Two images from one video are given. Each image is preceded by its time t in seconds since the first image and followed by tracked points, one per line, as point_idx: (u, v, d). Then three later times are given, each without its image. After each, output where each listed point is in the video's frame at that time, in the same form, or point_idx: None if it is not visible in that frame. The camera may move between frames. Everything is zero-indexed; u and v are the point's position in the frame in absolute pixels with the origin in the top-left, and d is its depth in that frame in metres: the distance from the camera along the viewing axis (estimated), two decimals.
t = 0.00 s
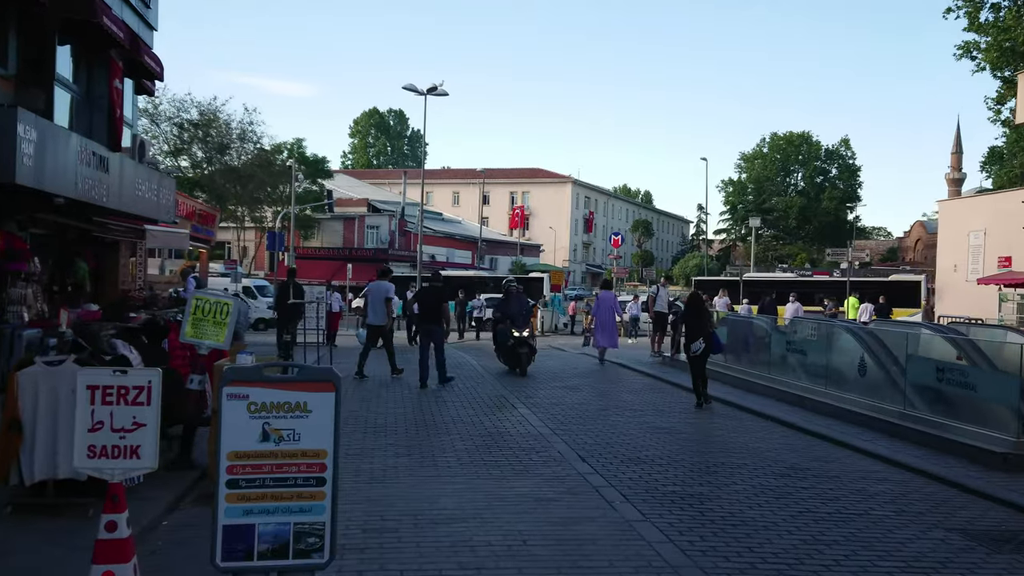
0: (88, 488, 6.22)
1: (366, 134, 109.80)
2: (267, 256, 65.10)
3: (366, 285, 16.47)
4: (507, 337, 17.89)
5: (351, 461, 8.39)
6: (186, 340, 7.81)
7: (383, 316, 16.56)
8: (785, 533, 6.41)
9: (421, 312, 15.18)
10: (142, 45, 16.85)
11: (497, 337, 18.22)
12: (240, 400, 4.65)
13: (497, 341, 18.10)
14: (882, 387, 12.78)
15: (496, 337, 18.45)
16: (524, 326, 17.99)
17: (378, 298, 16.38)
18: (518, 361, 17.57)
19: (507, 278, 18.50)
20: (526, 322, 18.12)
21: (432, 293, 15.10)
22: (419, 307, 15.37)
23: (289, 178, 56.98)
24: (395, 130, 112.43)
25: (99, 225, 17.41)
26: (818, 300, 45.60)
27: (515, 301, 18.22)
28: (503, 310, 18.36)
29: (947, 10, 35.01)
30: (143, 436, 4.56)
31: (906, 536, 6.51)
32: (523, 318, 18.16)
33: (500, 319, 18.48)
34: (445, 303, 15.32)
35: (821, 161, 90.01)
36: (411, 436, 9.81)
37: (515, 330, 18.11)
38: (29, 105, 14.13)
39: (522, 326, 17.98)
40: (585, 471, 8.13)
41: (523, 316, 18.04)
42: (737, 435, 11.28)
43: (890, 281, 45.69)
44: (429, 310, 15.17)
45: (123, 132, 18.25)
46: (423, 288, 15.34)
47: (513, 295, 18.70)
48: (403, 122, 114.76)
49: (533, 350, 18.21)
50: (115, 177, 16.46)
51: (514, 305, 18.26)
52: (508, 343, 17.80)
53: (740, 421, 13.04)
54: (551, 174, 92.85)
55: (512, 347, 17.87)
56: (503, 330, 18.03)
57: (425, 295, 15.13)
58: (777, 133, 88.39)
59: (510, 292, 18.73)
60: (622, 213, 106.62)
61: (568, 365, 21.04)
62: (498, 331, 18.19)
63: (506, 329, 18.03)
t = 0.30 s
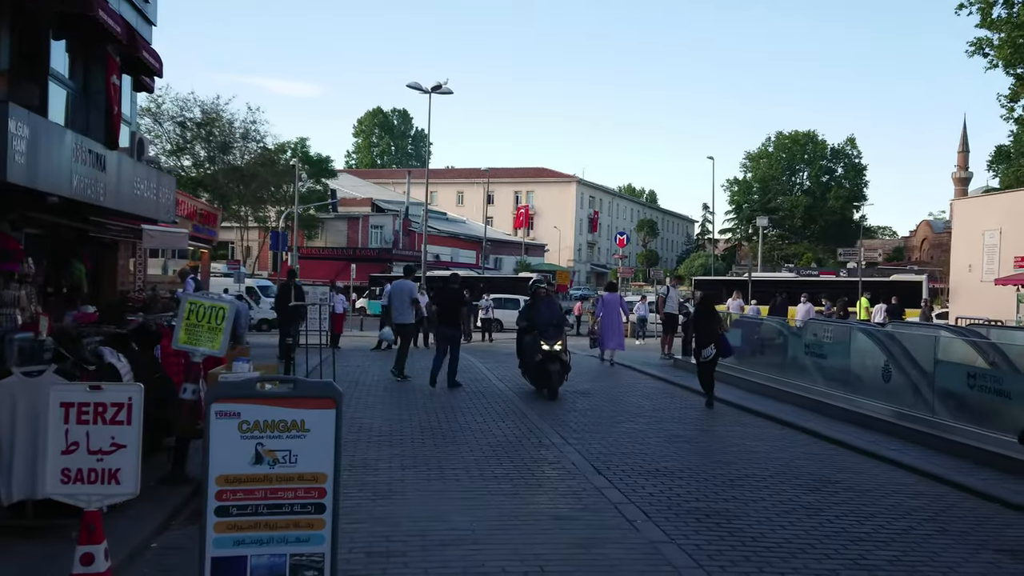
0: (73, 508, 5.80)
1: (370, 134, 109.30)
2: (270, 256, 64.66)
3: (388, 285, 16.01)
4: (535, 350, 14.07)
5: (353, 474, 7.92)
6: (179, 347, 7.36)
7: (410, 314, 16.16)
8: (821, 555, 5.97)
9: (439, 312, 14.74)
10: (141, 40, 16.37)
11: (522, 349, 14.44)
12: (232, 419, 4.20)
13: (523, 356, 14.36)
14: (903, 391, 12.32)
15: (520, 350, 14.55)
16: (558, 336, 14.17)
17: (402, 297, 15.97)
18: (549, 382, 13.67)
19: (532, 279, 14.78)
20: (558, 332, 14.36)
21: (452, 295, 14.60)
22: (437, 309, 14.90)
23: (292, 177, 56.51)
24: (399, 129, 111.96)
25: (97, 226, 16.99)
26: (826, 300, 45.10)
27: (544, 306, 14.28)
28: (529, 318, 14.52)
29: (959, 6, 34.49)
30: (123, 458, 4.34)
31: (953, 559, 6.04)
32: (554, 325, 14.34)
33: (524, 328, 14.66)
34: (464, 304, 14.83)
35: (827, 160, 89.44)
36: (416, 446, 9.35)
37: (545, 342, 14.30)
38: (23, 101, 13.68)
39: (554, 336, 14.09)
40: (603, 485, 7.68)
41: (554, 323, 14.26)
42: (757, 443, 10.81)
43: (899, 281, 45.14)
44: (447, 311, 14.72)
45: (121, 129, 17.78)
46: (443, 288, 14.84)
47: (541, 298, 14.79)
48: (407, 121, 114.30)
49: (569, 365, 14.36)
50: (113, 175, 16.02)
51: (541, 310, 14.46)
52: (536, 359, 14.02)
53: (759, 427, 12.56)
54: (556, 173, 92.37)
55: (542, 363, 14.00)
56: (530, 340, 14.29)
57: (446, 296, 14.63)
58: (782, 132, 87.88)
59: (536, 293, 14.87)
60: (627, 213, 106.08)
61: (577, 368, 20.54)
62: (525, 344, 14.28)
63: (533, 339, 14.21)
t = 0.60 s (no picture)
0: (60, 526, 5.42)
1: (375, 132, 109.09)
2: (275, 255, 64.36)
3: (414, 284, 15.64)
4: (579, 368, 10.68)
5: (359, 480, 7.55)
6: (179, 347, 6.95)
7: (437, 314, 15.78)
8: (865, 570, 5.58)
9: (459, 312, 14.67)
10: (143, 32, 15.93)
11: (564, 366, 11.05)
12: (234, 428, 3.84)
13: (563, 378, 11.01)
14: (927, 392, 11.86)
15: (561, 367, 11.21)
16: (607, 351, 10.74)
17: (427, 297, 15.55)
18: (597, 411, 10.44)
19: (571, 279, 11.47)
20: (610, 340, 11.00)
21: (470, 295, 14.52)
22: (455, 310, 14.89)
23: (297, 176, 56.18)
24: (404, 128, 111.79)
25: (97, 222, 16.60)
26: (836, 300, 44.63)
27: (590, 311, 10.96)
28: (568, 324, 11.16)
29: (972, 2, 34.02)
30: (111, 472, 4.18)
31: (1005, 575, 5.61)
32: (603, 337, 10.93)
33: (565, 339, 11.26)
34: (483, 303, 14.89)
35: (833, 159, 88.95)
36: (427, 450, 8.97)
37: (592, 357, 10.88)
38: (20, 94, 13.28)
39: (604, 350, 10.70)
40: (626, 493, 7.29)
41: (605, 337, 10.82)
42: (780, 447, 10.38)
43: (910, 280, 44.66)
44: (466, 309, 14.74)
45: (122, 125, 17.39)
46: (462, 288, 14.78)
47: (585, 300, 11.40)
48: (412, 120, 114.12)
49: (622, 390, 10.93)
50: (113, 170, 15.62)
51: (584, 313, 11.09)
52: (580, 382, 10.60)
53: (779, 429, 12.14)
54: (561, 172, 91.97)
55: (586, 385, 10.61)
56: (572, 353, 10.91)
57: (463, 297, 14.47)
58: (788, 130, 87.42)
59: (581, 295, 11.41)
60: (632, 211, 105.62)
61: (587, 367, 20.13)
62: (565, 359, 10.92)
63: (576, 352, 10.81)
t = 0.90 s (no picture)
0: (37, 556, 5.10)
1: (379, 132, 108.81)
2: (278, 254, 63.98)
3: (435, 282, 15.33)
4: (659, 408, 6.96)
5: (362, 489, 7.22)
6: (173, 352, 6.58)
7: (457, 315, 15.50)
8: None
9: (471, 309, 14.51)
10: (143, 26, 15.54)
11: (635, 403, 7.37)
12: (227, 445, 3.57)
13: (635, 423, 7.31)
14: (948, 397, 11.43)
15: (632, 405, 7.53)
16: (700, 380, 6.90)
17: (448, 296, 15.27)
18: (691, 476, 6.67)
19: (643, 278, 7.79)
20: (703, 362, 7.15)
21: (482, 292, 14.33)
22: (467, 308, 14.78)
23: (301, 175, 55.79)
24: (408, 128, 111.48)
25: (95, 220, 16.30)
26: (843, 300, 44.24)
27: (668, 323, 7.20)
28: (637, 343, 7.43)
29: None
30: (91, 494, 4.11)
31: None
32: (690, 355, 7.03)
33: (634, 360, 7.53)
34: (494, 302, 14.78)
35: (839, 158, 88.47)
36: (434, 457, 8.64)
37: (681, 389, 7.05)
38: (16, 87, 12.95)
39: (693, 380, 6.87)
40: (646, 505, 6.98)
41: (697, 357, 7.01)
42: (794, 450, 10.04)
43: (919, 279, 44.21)
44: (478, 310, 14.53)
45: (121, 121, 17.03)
46: (474, 286, 14.62)
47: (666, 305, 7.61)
48: (416, 119, 113.75)
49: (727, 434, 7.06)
50: (112, 167, 15.28)
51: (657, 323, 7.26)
52: (662, 432, 6.90)
53: (797, 433, 11.79)
54: (565, 171, 91.57)
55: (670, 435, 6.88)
56: (648, 383, 7.16)
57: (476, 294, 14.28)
58: (793, 129, 86.99)
59: (655, 296, 7.66)
60: (637, 211, 105.11)
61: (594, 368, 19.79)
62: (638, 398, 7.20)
63: (653, 384, 7.05)
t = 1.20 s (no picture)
0: None
1: (383, 132, 108.30)
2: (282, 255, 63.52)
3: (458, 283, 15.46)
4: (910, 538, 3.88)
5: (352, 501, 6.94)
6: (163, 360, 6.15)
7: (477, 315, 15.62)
8: None
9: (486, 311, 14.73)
10: (139, 20, 15.13)
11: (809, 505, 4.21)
12: (203, 472, 3.54)
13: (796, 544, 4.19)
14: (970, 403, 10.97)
15: (786, 496, 4.31)
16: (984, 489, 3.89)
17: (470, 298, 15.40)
18: None
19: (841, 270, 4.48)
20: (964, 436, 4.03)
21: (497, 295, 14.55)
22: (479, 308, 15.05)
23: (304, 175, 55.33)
24: (413, 128, 110.97)
25: (90, 219, 15.93)
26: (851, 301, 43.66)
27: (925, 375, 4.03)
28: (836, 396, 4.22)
29: None
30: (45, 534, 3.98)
31: None
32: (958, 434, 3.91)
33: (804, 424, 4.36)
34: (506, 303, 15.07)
35: (845, 158, 87.77)
36: (429, 465, 8.38)
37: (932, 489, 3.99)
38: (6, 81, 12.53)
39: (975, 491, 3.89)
40: (661, 521, 6.68)
41: (991, 466, 3.89)
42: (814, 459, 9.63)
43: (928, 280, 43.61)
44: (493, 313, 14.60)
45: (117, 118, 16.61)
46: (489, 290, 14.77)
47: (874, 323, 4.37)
48: (420, 119, 113.24)
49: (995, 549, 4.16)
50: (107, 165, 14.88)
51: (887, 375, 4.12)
52: None
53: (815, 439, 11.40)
54: (570, 171, 91.07)
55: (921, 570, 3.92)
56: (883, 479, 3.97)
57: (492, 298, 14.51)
58: (799, 129, 86.37)
59: (871, 317, 4.35)
60: (642, 211, 104.56)
61: (602, 370, 19.36)
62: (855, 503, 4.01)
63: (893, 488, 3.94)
